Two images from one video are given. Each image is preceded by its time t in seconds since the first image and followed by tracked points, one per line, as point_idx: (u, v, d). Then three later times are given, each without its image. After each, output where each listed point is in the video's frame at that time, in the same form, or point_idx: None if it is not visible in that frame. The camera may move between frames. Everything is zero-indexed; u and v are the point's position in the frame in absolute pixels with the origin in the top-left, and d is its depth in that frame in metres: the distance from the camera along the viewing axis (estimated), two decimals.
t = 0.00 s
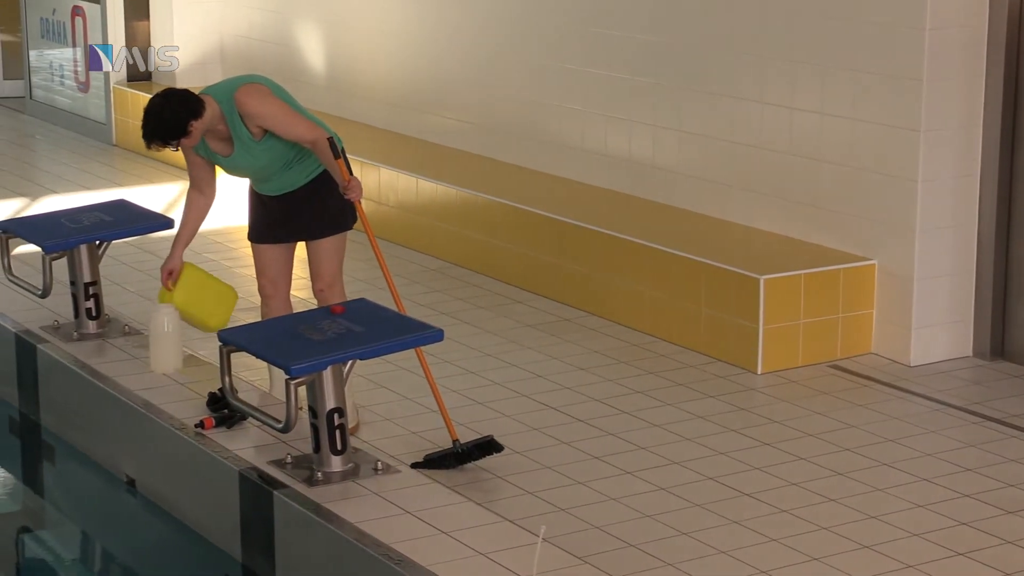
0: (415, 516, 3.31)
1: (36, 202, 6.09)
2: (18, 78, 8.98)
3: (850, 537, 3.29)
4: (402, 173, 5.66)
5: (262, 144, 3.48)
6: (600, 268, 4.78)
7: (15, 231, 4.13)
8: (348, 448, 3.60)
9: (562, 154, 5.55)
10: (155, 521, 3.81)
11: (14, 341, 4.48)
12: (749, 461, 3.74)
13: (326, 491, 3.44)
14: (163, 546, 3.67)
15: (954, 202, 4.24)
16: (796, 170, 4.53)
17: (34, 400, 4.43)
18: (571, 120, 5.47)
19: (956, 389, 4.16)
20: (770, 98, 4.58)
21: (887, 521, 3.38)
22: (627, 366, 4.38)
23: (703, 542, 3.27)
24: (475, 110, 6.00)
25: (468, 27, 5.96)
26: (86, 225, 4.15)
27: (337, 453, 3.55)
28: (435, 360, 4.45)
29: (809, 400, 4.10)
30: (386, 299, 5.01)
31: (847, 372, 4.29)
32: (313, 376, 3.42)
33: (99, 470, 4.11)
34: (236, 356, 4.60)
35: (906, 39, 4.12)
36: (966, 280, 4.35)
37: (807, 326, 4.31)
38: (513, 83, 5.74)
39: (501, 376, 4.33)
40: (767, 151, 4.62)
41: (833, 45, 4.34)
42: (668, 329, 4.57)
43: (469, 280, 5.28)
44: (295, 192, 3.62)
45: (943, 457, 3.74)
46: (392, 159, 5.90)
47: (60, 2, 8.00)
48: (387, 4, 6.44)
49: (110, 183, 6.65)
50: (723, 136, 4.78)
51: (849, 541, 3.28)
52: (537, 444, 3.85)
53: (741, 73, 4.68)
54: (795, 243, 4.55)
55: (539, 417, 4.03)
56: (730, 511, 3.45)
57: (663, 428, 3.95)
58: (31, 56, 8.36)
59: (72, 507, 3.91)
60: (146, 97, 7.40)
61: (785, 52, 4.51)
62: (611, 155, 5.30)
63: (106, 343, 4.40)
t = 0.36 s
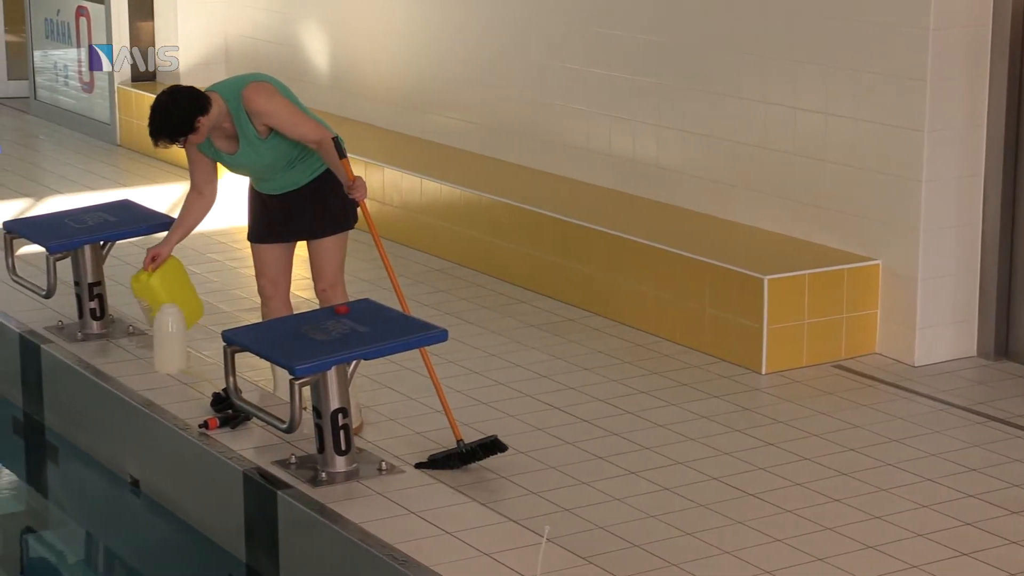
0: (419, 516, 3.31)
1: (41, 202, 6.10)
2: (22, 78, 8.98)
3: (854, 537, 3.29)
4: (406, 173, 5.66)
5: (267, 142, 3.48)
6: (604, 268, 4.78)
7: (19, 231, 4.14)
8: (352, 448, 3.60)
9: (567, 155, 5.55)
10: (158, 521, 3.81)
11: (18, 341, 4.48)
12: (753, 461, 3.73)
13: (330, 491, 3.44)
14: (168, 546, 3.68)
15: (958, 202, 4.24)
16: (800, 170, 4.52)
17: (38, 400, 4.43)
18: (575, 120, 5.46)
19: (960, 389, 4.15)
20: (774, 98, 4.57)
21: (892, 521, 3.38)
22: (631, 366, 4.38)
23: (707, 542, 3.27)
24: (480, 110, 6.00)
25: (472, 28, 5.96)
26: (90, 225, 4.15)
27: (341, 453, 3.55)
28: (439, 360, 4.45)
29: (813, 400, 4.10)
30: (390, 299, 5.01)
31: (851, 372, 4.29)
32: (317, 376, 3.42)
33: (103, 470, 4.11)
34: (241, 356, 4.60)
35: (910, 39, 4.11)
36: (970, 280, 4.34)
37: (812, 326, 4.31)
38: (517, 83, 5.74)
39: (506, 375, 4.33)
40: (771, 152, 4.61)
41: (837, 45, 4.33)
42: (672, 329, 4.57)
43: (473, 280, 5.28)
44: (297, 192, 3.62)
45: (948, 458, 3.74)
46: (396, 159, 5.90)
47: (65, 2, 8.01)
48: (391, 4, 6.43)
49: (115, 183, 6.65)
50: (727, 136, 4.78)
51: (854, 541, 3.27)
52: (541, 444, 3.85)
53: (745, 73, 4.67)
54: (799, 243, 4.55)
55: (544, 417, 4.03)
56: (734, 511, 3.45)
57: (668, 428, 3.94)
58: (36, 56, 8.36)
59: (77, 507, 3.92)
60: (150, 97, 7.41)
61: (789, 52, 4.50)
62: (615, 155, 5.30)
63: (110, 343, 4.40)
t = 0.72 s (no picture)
0: (424, 517, 3.31)
1: (44, 203, 6.10)
2: (26, 79, 8.99)
3: (858, 537, 3.29)
4: (409, 173, 5.66)
5: (275, 140, 3.49)
6: (607, 268, 4.78)
7: (22, 232, 4.14)
8: (356, 448, 3.60)
9: (570, 155, 5.55)
10: (162, 522, 3.81)
11: (22, 341, 4.48)
12: (757, 460, 3.74)
13: (334, 491, 3.44)
14: (172, 547, 3.68)
15: (962, 201, 4.24)
16: (802, 168, 4.52)
17: (42, 401, 4.43)
18: (578, 121, 5.46)
19: (964, 388, 4.15)
20: (777, 98, 4.58)
21: (895, 521, 3.38)
22: (635, 366, 4.38)
23: (711, 542, 3.28)
24: (482, 111, 6.00)
25: (475, 28, 5.96)
26: (94, 226, 4.15)
27: (345, 453, 3.55)
28: (442, 360, 4.45)
29: (816, 400, 4.10)
30: (393, 300, 5.01)
31: (855, 371, 4.29)
32: (321, 377, 3.42)
33: (107, 471, 4.11)
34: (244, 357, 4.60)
35: (913, 38, 4.11)
36: (973, 279, 4.34)
37: (815, 325, 4.31)
38: (520, 83, 5.74)
39: (509, 376, 4.33)
40: (774, 151, 4.61)
41: (840, 45, 4.33)
42: (675, 328, 4.57)
43: (476, 280, 5.28)
44: (302, 191, 3.62)
45: (952, 457, 3.74)
46: (399, 159, 5.90)
47: (68, 4, 8.01)
48: (394, 5, 6.43)
49: (118, 184, 6.65)
50: (729, 136, 4.78)
51: (858, 541, 3.27)
52: (546, 444, 3.86)
53: (747, 73, 4.68)
54: (802, 243, 4.55)
55: (548, 417, 4.03)
56: (738, 510, 3.45)
57: (672, 428, 3.95)
58: (39, 57, 8.36)
59: (81, 508, 3.92)
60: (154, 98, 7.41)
61: (792, 51, 4.50)
62: (619, 155, 5.30)
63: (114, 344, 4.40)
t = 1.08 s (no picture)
0: (421, 518, 3.31)
1: (42, 204, 6.10)
2: (23, 80, 8.98)
3: (855, 539, 3.29)
4: (406, 175, 5.66)
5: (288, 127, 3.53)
6: (605, 269, 4.78)
7: (19, 234, 4.13)
8: (353, 449, 3.60)
9: (568, 156, 5.55)
10: (160, 524, 3.81)
11: (19, 342, 4.48)
12: (755, 462, 3.74)
13: (332, 493, 3.44)
14: (169, 548, 3.68)
15: (959, 203, 4.24)
16: (800, 170, 4.53)
17: (39, 403, 4.43)
18: (576, 122, 5.46)
19: (961, 390, 4.16)
20: (775, 100, 4.58)
21: (893, 522, 3.38)
22: (632, 367, 4.38)
23: (708, 543, 3.28)
24: (480, 112, 6.00)
25: (473, 29, 5.95)
26: (91, 228, 4.14)
27: (342, 455, 3.55)
28: (440, 362, 4.45)
29: (814, 401, 4.10)
30: (391, 301, 5.01)
31: (851, 373, 4.29)
32: (319, 378, 3.42)
33: (105, 473, 4.11)
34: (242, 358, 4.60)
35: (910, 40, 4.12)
36: (971, 281, 4.34)
37: (813, 327, 4.31)
38: (518, 85, 5.74)
39: (507, 377, 4.33)
40: (772, 153, 4.62)
41: (838, 46, 4.34)
42: (673, 330, 4.57)
43: (474, 281, 5.28)
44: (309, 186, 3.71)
45: (949, 459, 3.74)
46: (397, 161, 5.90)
47: (65, 5, 8.00)
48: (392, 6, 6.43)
49: (116, 185, 6.65)
50: (727, 138, 4.78)
51: (855, 542, 3.28)
52: (544, 445, 3.85)
53: (745, 75, 4.68)
54: (799, 244, 4.55)
55: (545, 419, 4.03)
56: (735, 512, 3.45)
57: (670, 430, 3.95)
58: (37, 58, 8.35)
59: (79, 509, 3.92)
60: (151, 100, 7.41)
61: (790, 53, 4.51)
62: (616, 157, 5.30)
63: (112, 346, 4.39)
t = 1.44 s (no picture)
0: (418, 521, 3.31)
1: (38, 207, 6.10)
2: (19, 84, 8.98)
3: (852, 542, 3.29)
4: (403, 178, 5.66)
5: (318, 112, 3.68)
6: (601, 272, 4.78)
7: (16, 237, 4.13)
8: (349, 453, 3.59)
9: (564, 160, 5.55)
10: (156, 527, 3.81)
11: (14, 346, 4.47)
12: (751, 465, 3.74)
13: (328, 496, 3.44)
14: (166, 552, 3.67)
15: (955, 206, 4.24)
16: (796, 172, 4.53)
17: (34, 406, 4.42)
18: (573, 126, 5.47)
19: (957, 393, 4.15)
20: (770, 103, 4.58)
21: (889, 525, 3.38)
22: (629, 370, 4.38)
23: (704, 546, 3.28)
24: (476, 116, 6.01)
25: (469, 33, 5.96)
26: (88, 231, 4.15)
27: (338, 459, 3.55)
28: (435, 365, 4.46)
29: (810, 404, 4.10)
30: (387, 304, 5.01)
31: (847, 376, 4.29)
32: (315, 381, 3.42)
33: (100, 476, 4.10)
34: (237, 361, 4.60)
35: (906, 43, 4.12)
36: (967, 284, 4.34)
37: (809, 330, 4.31)
38: (514, 88, 5.75)
39: (503, 380, 4.33)
40: (768, 156, 4.62)
41: (834, 48, 4.34)
42: (669, 333, 4.57)
43: (470, 285, 5.28)
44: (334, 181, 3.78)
45: (946, 461, 3.74)
46: (393, 164, 5.90)
47: (61, 8, 7.99)
48: (389, 10, 6.43)
49: (112, 189, 6.65)
50: (723, 141, 4.78)
51: (852, 545, 3.27)
52: (540, 449, 3.85)
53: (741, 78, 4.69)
54: (795, 247, 4.55)
55: (541, 422, 4.03)
56: (731, 515, 3.45)
57: (666, 433, 3.95)
58: (32, 62, 8.34)
59: (75, 513, 3.91)
60: (148, 103, 7.40)
61: (786, 56, 4.51)
62: (613, 160, 5.30)
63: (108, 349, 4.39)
